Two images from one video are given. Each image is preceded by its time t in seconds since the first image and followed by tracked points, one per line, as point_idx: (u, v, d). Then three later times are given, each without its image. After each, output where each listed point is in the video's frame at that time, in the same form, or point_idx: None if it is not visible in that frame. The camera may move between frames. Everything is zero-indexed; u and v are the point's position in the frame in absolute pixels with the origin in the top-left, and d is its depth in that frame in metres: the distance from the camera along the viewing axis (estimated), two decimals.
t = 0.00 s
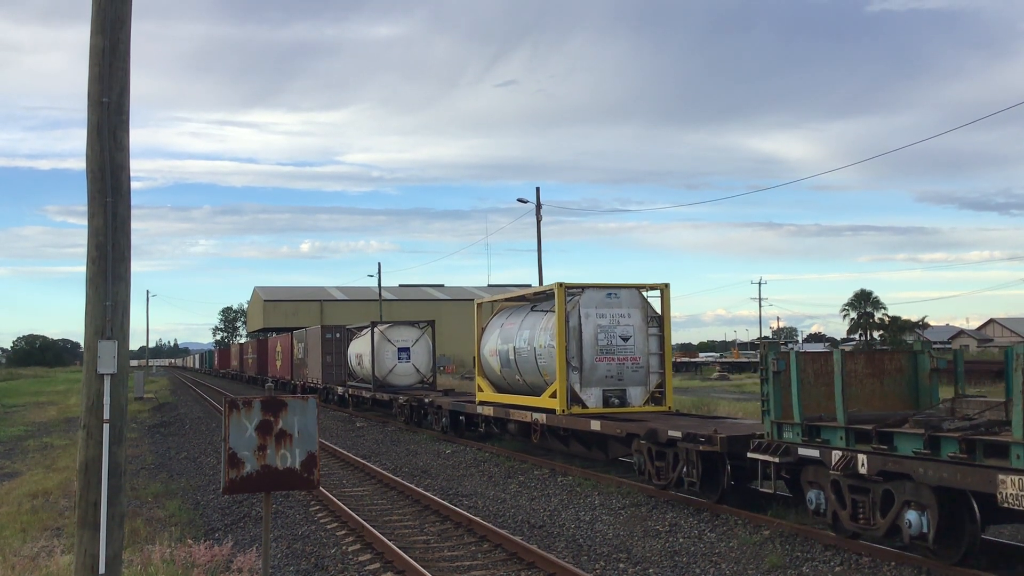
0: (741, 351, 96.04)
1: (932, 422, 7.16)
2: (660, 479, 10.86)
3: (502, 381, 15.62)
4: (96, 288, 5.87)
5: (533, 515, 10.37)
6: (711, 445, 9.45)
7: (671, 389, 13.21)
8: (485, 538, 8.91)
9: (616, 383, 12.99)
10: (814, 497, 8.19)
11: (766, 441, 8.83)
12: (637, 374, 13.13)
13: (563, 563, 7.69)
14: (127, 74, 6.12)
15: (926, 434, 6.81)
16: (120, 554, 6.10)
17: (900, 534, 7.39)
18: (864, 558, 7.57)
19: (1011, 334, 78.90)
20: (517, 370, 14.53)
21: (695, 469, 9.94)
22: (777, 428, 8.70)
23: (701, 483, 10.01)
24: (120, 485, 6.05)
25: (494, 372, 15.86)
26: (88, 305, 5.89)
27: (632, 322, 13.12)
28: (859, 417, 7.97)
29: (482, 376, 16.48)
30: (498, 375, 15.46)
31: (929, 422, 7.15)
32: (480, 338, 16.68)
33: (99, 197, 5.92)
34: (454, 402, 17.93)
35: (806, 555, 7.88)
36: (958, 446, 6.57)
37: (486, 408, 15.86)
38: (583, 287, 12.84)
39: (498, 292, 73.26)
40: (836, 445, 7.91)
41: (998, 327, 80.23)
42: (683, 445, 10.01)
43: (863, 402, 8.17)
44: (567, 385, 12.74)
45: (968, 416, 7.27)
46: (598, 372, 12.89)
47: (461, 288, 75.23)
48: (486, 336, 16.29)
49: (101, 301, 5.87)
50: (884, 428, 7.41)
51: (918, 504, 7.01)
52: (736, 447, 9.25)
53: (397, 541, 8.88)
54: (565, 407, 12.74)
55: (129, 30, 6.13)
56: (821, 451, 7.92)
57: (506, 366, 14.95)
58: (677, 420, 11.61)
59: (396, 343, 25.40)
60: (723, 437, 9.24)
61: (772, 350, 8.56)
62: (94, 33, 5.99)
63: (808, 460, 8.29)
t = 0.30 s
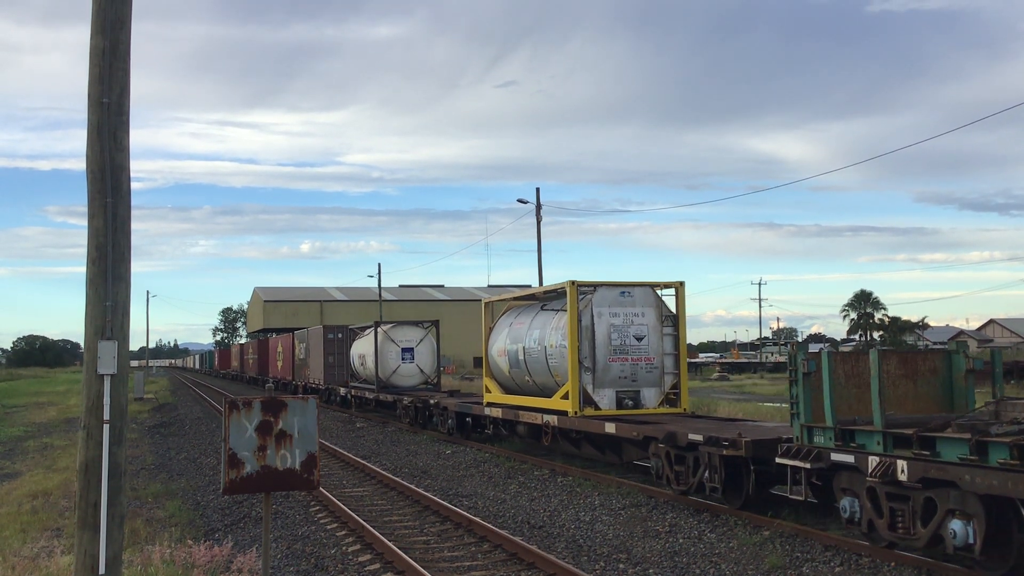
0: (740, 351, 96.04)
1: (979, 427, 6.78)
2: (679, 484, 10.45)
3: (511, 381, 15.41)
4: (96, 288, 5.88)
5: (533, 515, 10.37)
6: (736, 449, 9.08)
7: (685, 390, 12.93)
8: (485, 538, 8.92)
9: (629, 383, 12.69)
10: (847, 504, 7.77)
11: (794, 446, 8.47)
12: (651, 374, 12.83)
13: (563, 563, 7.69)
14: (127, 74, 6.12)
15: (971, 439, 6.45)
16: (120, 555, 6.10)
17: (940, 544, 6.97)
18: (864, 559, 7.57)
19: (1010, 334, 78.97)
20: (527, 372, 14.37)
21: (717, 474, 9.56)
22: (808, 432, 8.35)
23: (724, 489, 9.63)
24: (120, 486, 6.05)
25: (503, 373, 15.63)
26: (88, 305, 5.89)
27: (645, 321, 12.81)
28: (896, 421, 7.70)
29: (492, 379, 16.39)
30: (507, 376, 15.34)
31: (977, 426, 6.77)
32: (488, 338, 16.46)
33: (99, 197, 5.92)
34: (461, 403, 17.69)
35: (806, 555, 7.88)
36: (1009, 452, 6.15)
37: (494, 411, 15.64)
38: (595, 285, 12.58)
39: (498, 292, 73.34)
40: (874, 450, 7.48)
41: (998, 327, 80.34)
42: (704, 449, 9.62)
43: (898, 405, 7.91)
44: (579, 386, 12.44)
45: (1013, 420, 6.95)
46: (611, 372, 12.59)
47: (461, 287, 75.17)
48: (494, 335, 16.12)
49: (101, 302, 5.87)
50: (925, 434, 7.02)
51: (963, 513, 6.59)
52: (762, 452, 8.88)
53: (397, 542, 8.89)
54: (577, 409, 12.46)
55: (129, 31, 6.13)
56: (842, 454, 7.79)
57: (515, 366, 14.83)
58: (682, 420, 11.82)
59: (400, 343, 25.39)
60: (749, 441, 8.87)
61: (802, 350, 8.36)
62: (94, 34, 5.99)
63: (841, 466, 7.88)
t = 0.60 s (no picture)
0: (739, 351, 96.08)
1: None
2: (701, 489, 10.01)
3: (521, 382, 15.37)
4: (96, 288, 5.88)
5: (533, 515, 10.38)
6: (762, 453, 8.70)
7: (702, 391, 12.70)
8: (485, 538, 8.92)
9: (644, 384, 12.48)
10: (884, 511, 7.33)
11: (828, 451, 7.98)
12: (667, 375, 12.61)
13: (563, 563, 7.69)
14: (127, 74, 6.12)
15: None
16: (121, 555, 6.10)
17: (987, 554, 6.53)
18: (864, 559, 7.57)
19: (1010, 334, 78.95)
20: (537, 372, 14.31)
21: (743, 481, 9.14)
22: (842, 436, 7.85)
23: (750, 496, 9.22)
24: (120, 486, 6.05)
25: (512, 373, 15.59)
26: (88, 305, 5.89)
27: (661, 320, 12.60)
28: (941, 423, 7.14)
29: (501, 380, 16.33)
30: (518, 376, 15.30)
31: None
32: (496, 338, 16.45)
33: (99, 197, 5.92)
34: (468, 403, 17.62)
35: (806, 555, 7.88)
36: None
37: (502, 412, 15.58)
38: (608, 283, 12.38)
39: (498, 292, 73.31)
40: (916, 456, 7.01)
41: (998, 327, 80.38)
42: (728, 454, 9.21)
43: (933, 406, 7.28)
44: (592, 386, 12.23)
45: None
46: (625, 373, 12.37)
47: (461, 287, 75.20)
48: (503, 334, 16.10)
49: (101, 302, 5.87)
50: (973, 437, 6.53)
51: (1014, 523, 6.14)
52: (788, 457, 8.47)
53: (397, 542, 8.89)
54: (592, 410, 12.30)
55: (129, 30, 6.12)
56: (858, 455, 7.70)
57: (525, 367, 14.79)
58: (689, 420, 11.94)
59: (404, 343, 25.38)
60: (777, 445, 8.50)
61: (834, 350, 7.66)
62: (94, 34, 5.99)
63: (881, 471, 7.39)
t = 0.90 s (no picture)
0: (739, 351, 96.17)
1: None
2: (725, 493, 9.65)
3: (530, 382, 15.34)
4: (96, 288, 5.88)
5: (533, 514, 10.39)
6: (790, 458, 8.31)
7: (719, 391, 12.60)
8: (484, 537, 8.92)
9: (660, 384, 12.38)
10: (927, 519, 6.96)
11: (863, 455, 7.53)
12: (683, 375, 12.52)
13: (563, 563, 7.69)
14: (127, 74, 6.12)
15: None
16: (121, 554, 6.10)
17: None
18: (864, 558, 7.56)
19: (1010, 334, 79.01)
20: (548, 371, 14.29)
21: (769, 485, 8.78)
22: (878, 439, 7.38)
23: (778, 500, 8.88)
24: (120, 485, 6.05)
25: (521, 373, 15.59)
26: (88, 305, 5.89)
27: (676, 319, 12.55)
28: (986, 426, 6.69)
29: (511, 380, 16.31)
30: (527, 376, 15.30)
31: None
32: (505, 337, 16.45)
33: (99, 197, 5.92)
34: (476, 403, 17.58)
35: (806, 554, 7.88)
36: None
37: (511, 412, 15.55)
38: (622, 280, 12.32)
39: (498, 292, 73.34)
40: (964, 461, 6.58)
41: (998, 327, 80.46)
42: (755, 458, 8.84)
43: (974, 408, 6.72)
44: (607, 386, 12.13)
45: None
46: (641, 373, 12.28)
47: (461, 287, 75.22)
48: (512, 333, 16.11)
49: (101, 301, 5.88)
50: None
51: None
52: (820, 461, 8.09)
53: (396, 541, 8.88)
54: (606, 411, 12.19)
55: (129, 30, 6.13)
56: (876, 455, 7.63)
57: (535, 366, 14.79)
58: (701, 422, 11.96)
59: (408, 343, 25.36)
60: (807, 449, 8.09)
61: (871, 349, 7.20)
62: (94, 33, 5.99)
63: (924, 478, 6.98)
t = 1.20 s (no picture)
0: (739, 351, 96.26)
1: None
2: (748, 500, 9.17)
3: (541, 383, 15.36)
4: (96, 288, 5.88)
5: (533, 515, 10.39)
6: (823, 463, 7.85)
7: (737, 392, 12.57)
8: (484, 538, 8.92)
9: (677, 385, 12.36)
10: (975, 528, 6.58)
11: (901, 461, 7.20)
12: (700, 376, 12.50)
13: (563, 563, 7.69)
14: (127, 74, 6.12)
15: None
16: (120, 554, 6.10)
17: None
18: (864, 558, 7.56)
19: (1010, 334, 79.13)
20: (559, 371, 14.28)
21: (798, 492, 8.31)
22: (919, 444, 7.04)
23: (807, 508, 8.39)
24: (120, 486, 6.05)
25: (531, 373, 15.59)
26: (88, 306, 5.89)
27: (693, 318, 12.52)
28: None
29: (520, 380, 16.30)
30: (537, 376, 15.31)
31: None
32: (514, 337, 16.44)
33: (99, 197, 5.92)
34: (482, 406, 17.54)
35: (806, 555, 7.88)
36: None
37: (521, 414, 15.55)
38: (637, 278, 12.30)
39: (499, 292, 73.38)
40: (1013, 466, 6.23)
41: (997, 327, 80.60)
42: (783, 462, 8.37)
43: None
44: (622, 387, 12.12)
45: None
46: (658, 373, 12.27)
47: (461, 287, 75.26)
48: (522, 332, 16.12)
49: (101, 302, 5.88)
50: None
51: None
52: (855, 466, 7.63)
53: (396, 541, 8.88)
54: (621, 413, 12.17)
55: (129, 31, 6.13)
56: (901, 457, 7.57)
57: (545, 367, 14.80)
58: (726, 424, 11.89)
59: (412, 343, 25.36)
60: (840, 453, 7.63)
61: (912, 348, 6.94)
62: (94, 33, 5.99)
63: (971, 485, 6.59)
